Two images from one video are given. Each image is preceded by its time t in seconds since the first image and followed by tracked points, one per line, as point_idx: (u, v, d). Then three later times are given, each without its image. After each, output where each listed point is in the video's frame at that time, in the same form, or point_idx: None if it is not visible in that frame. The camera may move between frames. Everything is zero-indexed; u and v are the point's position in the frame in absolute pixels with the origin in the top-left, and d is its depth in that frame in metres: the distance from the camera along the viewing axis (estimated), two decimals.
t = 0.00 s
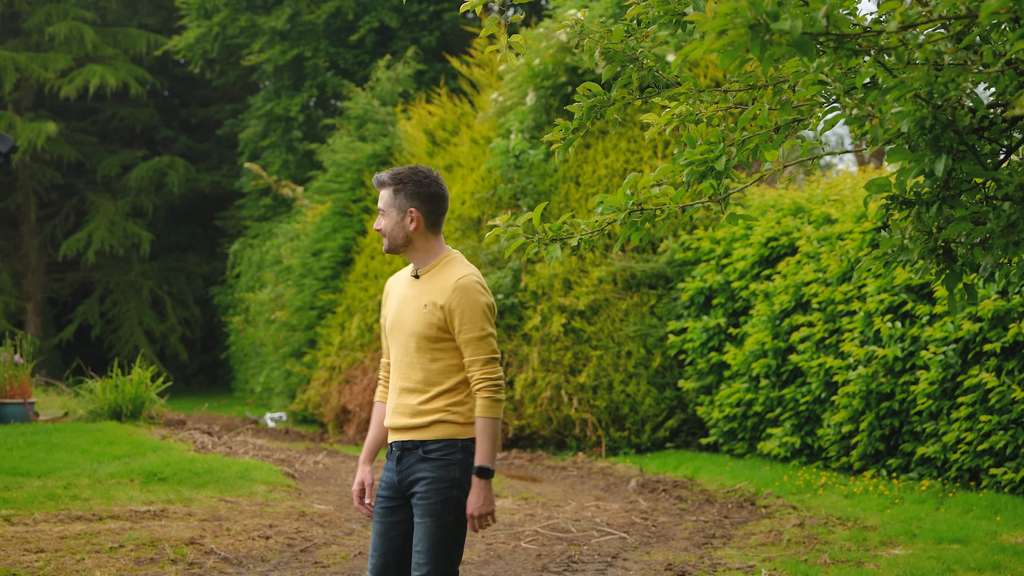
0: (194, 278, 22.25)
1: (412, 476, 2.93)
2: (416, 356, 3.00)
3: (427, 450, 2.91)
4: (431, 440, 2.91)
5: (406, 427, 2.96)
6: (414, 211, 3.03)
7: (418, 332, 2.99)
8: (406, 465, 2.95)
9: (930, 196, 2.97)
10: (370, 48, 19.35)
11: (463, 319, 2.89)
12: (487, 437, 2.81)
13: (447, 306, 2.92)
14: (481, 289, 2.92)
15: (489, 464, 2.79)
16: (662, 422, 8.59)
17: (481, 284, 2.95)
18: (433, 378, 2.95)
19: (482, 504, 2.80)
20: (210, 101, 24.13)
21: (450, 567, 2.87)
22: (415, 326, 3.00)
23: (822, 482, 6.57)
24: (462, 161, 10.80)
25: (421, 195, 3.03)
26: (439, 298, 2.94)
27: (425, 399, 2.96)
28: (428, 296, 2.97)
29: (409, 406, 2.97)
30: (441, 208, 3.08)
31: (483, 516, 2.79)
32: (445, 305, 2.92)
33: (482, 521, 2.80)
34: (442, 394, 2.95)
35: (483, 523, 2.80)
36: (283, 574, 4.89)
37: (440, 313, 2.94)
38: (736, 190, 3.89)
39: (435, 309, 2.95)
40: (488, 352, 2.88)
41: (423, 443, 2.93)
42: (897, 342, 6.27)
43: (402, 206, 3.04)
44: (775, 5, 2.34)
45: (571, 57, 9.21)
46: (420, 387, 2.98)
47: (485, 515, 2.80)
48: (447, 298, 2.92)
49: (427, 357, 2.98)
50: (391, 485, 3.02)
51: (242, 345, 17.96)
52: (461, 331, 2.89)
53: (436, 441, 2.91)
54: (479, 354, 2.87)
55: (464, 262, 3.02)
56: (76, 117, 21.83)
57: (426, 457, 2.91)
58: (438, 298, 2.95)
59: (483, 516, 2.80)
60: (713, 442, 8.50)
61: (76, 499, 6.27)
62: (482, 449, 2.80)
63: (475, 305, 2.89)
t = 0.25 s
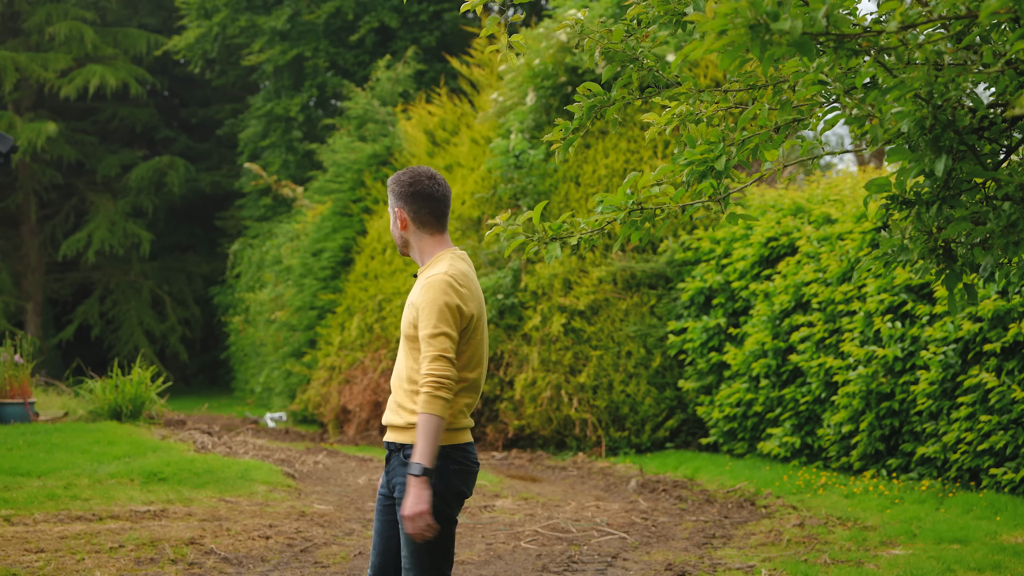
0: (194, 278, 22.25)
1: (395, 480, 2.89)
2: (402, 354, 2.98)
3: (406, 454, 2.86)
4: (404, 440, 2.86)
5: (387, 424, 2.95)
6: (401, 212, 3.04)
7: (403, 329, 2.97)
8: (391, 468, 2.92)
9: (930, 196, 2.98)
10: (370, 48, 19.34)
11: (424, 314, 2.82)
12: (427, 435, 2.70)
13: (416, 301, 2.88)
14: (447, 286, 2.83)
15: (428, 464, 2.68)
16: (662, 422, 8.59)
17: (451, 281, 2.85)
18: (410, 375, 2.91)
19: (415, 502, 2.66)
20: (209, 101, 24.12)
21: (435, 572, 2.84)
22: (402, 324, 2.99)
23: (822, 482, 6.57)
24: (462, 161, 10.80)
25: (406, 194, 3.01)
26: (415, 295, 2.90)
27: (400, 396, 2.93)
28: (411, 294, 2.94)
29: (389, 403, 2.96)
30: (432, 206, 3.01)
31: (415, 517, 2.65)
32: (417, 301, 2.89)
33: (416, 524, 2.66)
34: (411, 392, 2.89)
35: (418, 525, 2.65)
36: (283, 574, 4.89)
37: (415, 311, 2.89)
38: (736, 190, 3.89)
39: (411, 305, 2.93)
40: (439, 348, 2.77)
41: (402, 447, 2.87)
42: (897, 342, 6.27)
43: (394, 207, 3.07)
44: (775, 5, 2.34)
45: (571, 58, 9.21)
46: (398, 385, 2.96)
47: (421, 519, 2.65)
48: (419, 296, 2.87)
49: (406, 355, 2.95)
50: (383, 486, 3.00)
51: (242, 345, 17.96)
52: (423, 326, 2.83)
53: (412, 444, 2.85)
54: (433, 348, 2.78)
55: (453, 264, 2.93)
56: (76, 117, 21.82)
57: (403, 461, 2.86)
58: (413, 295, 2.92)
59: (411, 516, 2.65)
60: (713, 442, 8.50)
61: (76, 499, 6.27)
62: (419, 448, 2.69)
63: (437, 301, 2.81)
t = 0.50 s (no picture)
0: (194, 278, 22.25)
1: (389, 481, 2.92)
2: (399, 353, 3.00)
3: (397, 457, 2.89)
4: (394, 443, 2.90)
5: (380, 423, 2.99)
6: (400, 213, 3.05)
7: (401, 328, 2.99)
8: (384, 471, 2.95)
9: (930, 196, 2.98)
10: (370, 48, 19.34)
11: (413, 316, 2.83)
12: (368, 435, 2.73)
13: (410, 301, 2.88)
14: (435, 289, 2.83)
15: (365, 456, 2.77)
16: (662, 422, 8.59)
17: (441, 283, 2.85)
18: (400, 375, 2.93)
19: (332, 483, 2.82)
20: (209, 101, 24.12)
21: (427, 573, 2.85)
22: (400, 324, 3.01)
23: (822, 482, 6.57)
24: (462, 161, 10.80)
25: (406, 194, 3.01)
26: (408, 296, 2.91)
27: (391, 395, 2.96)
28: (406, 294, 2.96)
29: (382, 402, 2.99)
30: (431, 206, 3.01)
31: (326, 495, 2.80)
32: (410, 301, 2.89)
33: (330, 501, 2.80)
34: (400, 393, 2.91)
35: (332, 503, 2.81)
36: (283, 574, 4.89)
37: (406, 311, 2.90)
38: (736, 190, 3.88)
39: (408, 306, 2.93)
40: (416, 351, 2.77)
41: (393, 451, 2.90)
42: (897, 342, 6.27)
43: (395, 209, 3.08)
44: (775, 5, 2.34)
45: (571, 58, 9.21)
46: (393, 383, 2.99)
47: (336, 499, 2.80)
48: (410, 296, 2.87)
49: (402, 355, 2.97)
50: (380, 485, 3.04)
51: (242, 345, 17.96)
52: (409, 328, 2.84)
53: (403, 449, 2.87)
54: (412, 350, 2.78)
55: (448, 266, 2.92)
56: (76, 117, 21.82)
57: (394, 464, 2.89)
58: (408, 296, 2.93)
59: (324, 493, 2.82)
60: (713, 442, 8.50)
61: (76, 499, 6.27)
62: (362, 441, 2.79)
63: (425, 303, 2.81)
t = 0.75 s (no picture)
0: (194, 278, 22.24)
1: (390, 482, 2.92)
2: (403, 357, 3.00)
3: (399, 459, 2.88)
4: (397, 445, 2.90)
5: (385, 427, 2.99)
6: (400, 214, 3.04)
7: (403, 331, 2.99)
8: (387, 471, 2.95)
9: (930, 195, 2.98)
10: (370, 48, 19.33)
11: (418, 320, 2.83)
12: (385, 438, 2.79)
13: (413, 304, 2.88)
14: (437, 292, 2.82)
15: (378, 462, 2.79)
16: (662, 422, 8.59)
17: (444, 285, 2.84)
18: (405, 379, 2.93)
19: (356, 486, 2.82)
20: (209, 101, 24.12)
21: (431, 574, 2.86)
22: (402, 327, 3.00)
23: (822, 482, 6.57)
24: (462, 161, 10.79)
25: (405, 194, 3.01)
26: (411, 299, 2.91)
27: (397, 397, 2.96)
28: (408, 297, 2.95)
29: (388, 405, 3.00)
30: (431, 205, 3.00)
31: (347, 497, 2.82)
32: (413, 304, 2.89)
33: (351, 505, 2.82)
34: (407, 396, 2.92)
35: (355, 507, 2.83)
36: (283, 574, 4.89)
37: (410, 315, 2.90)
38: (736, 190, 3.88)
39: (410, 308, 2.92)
40: (423, 357, 2.78)
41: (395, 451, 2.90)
42: (897, 342, 6.27)
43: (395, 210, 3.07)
44: (775, 5, 2.34)
45: (571, 57, 9.21)
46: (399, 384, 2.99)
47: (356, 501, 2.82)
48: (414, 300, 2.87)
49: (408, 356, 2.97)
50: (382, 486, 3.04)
51: (242, 345, 17.96)
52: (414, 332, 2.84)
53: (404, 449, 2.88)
54: (419, 355, 2.79)
55: (448, 267, 2.91)
56: (76, 117, 21.82)
57: (396, 466, 2.88)
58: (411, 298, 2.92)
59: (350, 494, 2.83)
60: (713, 442, 8.50)
61: (76, 499, 6.27)
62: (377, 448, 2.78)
63: (428, 307, 2.81)
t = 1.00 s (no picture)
0: (194, 278, 22.25)
1: (403, 482, 2.86)
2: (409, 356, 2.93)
3: (415, 458, 2.83)
4: (414, 445, 2.84)
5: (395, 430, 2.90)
6: (414, 208, 2.96)
7: (411, 331, 2.92)
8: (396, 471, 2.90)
9: (930, 195, 2.98)
10: (370, 48, 19.33)
11: (442, 319, 2.78)
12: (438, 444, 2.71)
13: (431, 303, 2.82)
14: (463, 288, 2.80)
15: (444, 471, 2.69)
16: (662, 422, 8.60)
17: (467, 282, 2.82)
18: (422, 379, 2.87)
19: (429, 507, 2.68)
20: (209, 101, 24.12)
21: (448, 574, 2.80)
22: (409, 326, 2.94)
23: (822, 482, 6.57)
24: (462, 161, 10.80)
25: (413, 189, 2.96)
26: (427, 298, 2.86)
27: (410, 400, 2.88)
28: (420, 297, 2.90)
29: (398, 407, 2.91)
30: (440, 203, 2.99)
31: (426, 523, 2.67)
32: (430, 302, 2.83)
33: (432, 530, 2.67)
34: (424, 397, 2.86)
35: (432, 532, 2.67)
36: (283, 574, 4.88)
37: (429, 313, 2.85)
38: (736, 190, 3.88)
39: (423, 308, 2.86)
40: (458, 354, 2.75)
41: (410, 450, 2.85)
42: (897, 342, 6.27)
43: (402, 204, 2.98)
44: (775, 5, 2.35)
45: (571, 57, 9.22)
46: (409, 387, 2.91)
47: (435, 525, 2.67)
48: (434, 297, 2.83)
49: (418, 357, 2.90)
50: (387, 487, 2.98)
51: (242, 345, 17.96)
52: (439, 330, 2.79)
53: (421, 449, 2.83)
54: (451, 354, 2.75)
55: (460, 263, 2.91)
56: (76, 117, 21.81)
57: (412, 466, 2.83)
58: (425, 297, 2.86)
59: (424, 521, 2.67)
60: (713, 442, 8.50)
61: (76, 499, 6.27)
62: (439, 454, 2.69)
63: (454, 304, 2.78)
